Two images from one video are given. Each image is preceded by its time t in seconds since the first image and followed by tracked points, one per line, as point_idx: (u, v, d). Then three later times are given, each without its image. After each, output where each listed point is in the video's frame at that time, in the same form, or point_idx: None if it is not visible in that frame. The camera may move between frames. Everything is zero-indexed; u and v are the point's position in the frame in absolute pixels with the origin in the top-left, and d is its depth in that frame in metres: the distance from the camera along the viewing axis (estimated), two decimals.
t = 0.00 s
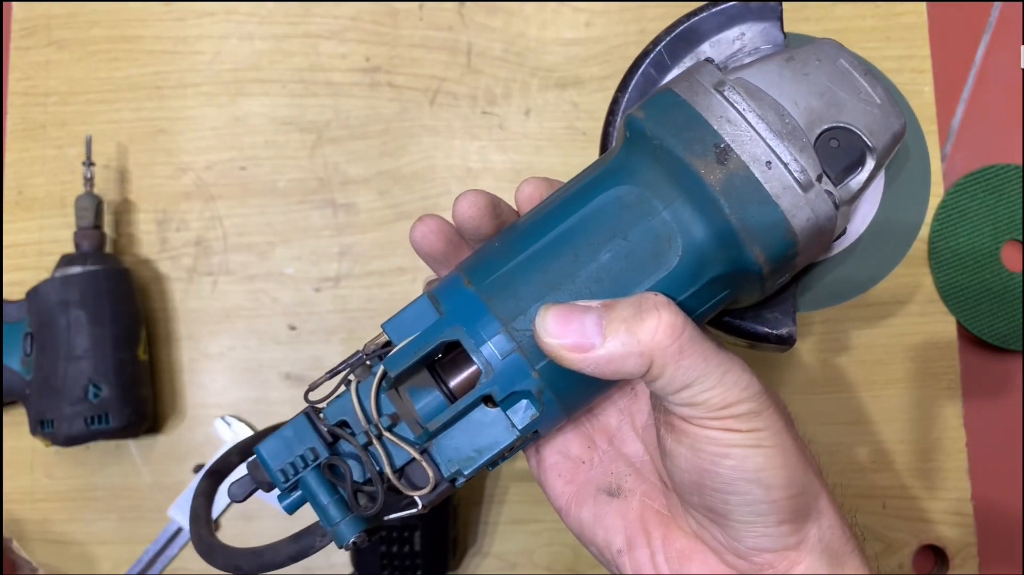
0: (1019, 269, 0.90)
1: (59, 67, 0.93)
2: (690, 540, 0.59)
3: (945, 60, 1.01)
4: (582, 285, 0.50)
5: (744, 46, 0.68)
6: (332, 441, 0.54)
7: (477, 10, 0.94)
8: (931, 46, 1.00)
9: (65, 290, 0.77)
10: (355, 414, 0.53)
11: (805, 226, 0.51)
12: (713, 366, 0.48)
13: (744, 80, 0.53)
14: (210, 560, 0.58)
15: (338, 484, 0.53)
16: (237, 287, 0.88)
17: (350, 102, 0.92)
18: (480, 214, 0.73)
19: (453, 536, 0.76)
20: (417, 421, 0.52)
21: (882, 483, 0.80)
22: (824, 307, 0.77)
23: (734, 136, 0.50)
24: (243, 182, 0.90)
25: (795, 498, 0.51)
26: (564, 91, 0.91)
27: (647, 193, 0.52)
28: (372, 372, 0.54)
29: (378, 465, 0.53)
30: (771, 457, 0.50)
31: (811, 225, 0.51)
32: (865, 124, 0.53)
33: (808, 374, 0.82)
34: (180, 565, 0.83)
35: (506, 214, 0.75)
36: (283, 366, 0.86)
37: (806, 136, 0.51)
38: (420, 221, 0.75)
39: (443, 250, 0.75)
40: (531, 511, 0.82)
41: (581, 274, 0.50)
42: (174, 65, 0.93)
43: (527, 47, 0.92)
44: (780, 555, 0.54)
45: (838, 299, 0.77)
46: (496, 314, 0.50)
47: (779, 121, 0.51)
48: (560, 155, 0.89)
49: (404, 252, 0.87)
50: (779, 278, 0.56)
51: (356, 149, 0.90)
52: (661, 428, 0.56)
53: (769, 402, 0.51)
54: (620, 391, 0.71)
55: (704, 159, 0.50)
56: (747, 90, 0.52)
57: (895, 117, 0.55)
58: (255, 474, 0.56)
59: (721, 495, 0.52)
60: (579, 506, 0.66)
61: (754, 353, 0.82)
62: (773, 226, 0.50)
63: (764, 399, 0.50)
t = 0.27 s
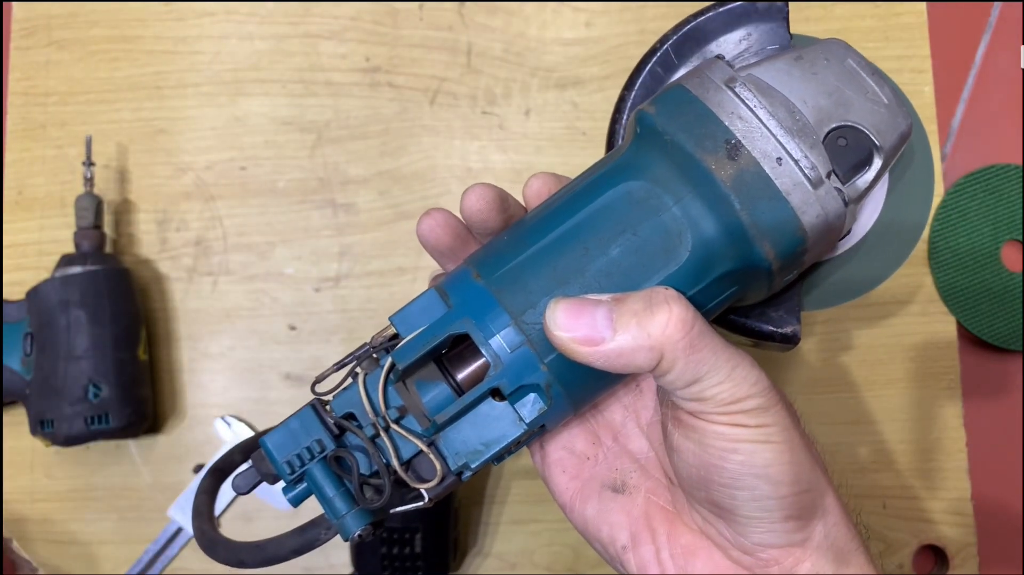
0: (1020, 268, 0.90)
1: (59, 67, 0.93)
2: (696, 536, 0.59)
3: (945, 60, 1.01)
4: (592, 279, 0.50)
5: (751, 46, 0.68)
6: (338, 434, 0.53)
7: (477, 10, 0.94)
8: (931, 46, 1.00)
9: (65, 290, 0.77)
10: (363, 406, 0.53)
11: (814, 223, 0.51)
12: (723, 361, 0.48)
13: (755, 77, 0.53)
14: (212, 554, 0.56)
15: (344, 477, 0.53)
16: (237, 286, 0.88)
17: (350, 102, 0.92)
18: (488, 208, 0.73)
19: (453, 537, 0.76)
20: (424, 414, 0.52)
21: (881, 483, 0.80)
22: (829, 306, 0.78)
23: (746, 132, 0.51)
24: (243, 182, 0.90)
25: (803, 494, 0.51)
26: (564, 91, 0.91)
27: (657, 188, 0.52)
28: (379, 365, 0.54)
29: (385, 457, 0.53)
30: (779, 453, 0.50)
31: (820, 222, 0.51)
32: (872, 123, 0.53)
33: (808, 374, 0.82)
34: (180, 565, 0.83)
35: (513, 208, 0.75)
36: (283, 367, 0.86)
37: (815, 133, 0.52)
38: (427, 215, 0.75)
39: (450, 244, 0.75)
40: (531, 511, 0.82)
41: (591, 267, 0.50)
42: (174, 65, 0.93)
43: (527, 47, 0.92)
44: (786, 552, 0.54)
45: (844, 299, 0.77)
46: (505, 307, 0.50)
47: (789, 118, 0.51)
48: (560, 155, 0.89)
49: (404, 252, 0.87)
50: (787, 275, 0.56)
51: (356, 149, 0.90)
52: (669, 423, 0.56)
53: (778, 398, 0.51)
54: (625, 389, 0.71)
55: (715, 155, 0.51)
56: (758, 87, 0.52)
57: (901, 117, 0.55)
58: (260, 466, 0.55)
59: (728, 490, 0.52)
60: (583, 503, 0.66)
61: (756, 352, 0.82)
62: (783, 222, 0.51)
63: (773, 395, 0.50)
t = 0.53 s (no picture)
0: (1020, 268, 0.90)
1: (59, 67, 0.93)
2: (697, 537, 0.59)
3: (945, 60, 1.01)
4: (595, 279, 0.50)
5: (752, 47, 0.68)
6: (339, 433, 0.53)
7: (477, 10, 0.94)
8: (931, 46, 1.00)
9: (65, 290, 0.77)
10: (364, 406, 0.53)
11: (818, 222, 0.51)
12: (726, 362, 0.48)
13: (758, 76, 0.53)
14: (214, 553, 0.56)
15: (345, 477, 0.53)
16: (237, 286, 0.88)
17: (350, 102, 0.92)
18: (489, 206, 0.73)
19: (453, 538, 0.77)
20: (426, 414, 0.52)
21: (881, 484, 0.80)
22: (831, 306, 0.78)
23: (749, 132, 0.51)
24: (243, 182, 0.90)
25: (805, 495, 0.51)
26: (564, 91, 0.91)
27: (660, 186, 0.52)
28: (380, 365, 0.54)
29: (387, 458, 0.53)
30: (782, 453, 0.50)
31: (824, 221, 0.51)
32: (875, 123, 0.54)
33: (808, 374, 0.82)
34: (179, 565, 0.83)
35: (515, 206, 0.75)
36: (283, 367, 0.86)
37: (818, 133, 0.52)
38: (428, 212, 0.75)
39: (451, 242, 0.75)
40: (531, 511, 0.82)
41: (594, 267, 0.50)
42: (174, 65, 0.93)
43: (527, 47, 0.92)
44: (788, 552, 0.54)
45: (844, 300, 0.78)
46: (507, 306, 0.50)
47: (793, 118, 0.51)
48: (560, 155, 0.89)
49: (404, 252, 0.87)
50: (790, 275, 0.56)
51: (356, 149, 0.90)
52: (671, 423, 0.56)
53: (781, 398, 0.51)
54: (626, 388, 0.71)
55: (719, 155, 0.50)
56: (761, 86, 0.52)
57: (903, 117, 0.55)
58: (260, 466, 0.55)
59: (730, 491, 0.52)
60: (584, 503, 0.66)
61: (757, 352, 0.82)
62: (787, 222, 0.51)
63: (776, 396, 0.50)
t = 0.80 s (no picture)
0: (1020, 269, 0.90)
1: (59, 67, 0.93)
2: (700, 537, 0.59)
3: (946, 60, 1.01)
4: (599, 278, 0.50)
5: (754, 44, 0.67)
6: (341, 432, 0.53)
7: (477, 10, 0.94)
8: (931, 46, 1.00)
9: (65, 290, 0.77)
10: (366, 405, 0.53)
11: (824, 222, 0.51)
12: (731, 362, 0.48)
13: (764, 75, 0.53)
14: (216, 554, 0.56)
15: (347, 477, 0.53)
16: (237, 286, 0.88)
17: (350, 102, 0.92)
18: (492, 204, 0.73)
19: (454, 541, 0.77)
20: (428, 413, 0.52)
21: (881, 484, 0.80)
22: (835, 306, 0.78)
23: (755, 130, 0.51)
24: (243, 182, 0.90)
25: (809, 496, 0.51)
26: (564, 91, 0.91)
27: (665, 185, 0.52)
28: (383, 363, 0.53)
29: (389, 457, 0.52)
30: (786, 454, 0.50)
31: (830, 221, 0.51)
32: (880, 122, 0.53)
33: (808, 374, 0.82)
34: (179, 565, 0.83)
35: (517, 205, 0.75)
36: (283, 367, 0.86)
37: (824, 132, 0.52)
38: (430, 210, 0.75)
39: (453, 240, 0.75)
40: (532, 510, 0.82)
41: (599, 266, 0.50)
42: (174, 65, 0.93)
43: (527, 47, 0.92)
44: (792, 553, 0.54)
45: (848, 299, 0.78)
46: (511, 305, 0.50)
47: (799, 117, 0.51)
48: (560, 155, 0.89)
49: (404, 252, 0.87)
50: (795, 274, 0.56)
51: (356, 149, 0.90)
52: (676, 423, 0.56)
53: (785, 398, 0.51)
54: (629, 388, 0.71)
55: (724, 153, 0.50)
56: (767, 85, 0.52)
57: (909, 116, 0.55)
58: (262, 465, 0.55)
59: (734, 491, 0.52)
60: (586, 503, 0.66)
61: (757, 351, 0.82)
62: (792, 221, 0.51)
63: (780, 396, 0.50)
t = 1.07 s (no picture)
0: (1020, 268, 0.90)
1: (59, 67, 0.93)
2: (702, 537, 0.59)
3: (946, 60, 1.01)
4: (602, 277, 0.50)
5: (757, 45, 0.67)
6: (343, 431, 0.53)
7: (477, 10, 0.94)
8: (931, 46, 1.00)
9: (65, 290, 0.77)
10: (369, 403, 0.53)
11: (828, 221, 0.51)
12: (734, 361, 0.48)
13: (768, 75, 0.53)
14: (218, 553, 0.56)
15: (350, 475, 0.53)
16: (237, 286, 0.88)
17: (350, 102, 0.92)
18: (495, 204, 0.73)
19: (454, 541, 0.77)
20: (431, 412, 0.51)
21: (881, 484, 0.80)
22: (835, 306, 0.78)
23: (758, 130, 0.50)
24: (243, 182, 0.90)
25: (811, 495, 0.51)
26: (564, 91, 0.91)
27: (668, 185, 0.52)
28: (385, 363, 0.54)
29: (392, 455, 0.52)
30: (789, 453, 0.50)
31: (833, 221, 0.51)
32: (883, 122, 0.53)
33: (808, 374, 0.82)
34: (179, 565, 0.83)
35: (520, 204, 0.75)
36: (283, 367, 0.86)
37: (828, 132, 0.52)
38: (433, 209, 0.75)
39: (456, 239, 0.75)
40: (532, 510, 0.82)
41: (602, 265, 0.50)
42: (174, 65, 0.93)
43: (527, 47, 0.92)
44: (794, 553, 0.54)
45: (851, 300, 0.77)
46: (514, 304, 0.50)
47: (802, 116, 0.51)
48: (560, 155, 0.89)
49: (404, 252, 0.87)
50: (798, 274, 0.56)
51: (356, 150, 0.90)
52: (678, 422, 0.56)
53: (788, 399, 0.51)
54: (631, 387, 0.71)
55: (727, 153, 0.50)
56: (771, 84, 0.52)
57: (912, 116, 0.55)
58: (264, 462, 0.55)
59: (737, 491, 0.52)
60: (588, 502, 0.66)
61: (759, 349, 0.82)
62: (796, 221, 0.51)
63: (783, 396, 0.50)
